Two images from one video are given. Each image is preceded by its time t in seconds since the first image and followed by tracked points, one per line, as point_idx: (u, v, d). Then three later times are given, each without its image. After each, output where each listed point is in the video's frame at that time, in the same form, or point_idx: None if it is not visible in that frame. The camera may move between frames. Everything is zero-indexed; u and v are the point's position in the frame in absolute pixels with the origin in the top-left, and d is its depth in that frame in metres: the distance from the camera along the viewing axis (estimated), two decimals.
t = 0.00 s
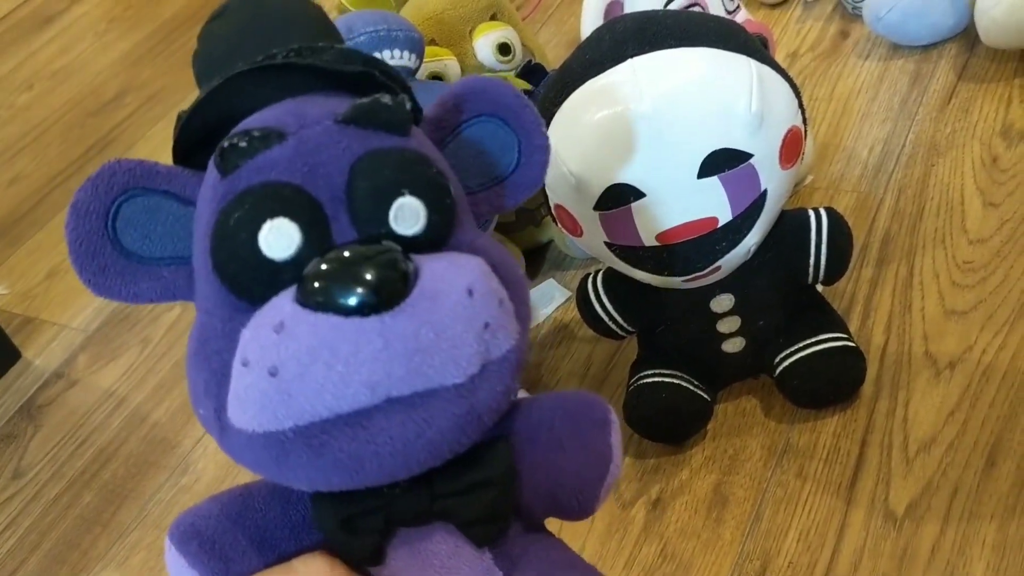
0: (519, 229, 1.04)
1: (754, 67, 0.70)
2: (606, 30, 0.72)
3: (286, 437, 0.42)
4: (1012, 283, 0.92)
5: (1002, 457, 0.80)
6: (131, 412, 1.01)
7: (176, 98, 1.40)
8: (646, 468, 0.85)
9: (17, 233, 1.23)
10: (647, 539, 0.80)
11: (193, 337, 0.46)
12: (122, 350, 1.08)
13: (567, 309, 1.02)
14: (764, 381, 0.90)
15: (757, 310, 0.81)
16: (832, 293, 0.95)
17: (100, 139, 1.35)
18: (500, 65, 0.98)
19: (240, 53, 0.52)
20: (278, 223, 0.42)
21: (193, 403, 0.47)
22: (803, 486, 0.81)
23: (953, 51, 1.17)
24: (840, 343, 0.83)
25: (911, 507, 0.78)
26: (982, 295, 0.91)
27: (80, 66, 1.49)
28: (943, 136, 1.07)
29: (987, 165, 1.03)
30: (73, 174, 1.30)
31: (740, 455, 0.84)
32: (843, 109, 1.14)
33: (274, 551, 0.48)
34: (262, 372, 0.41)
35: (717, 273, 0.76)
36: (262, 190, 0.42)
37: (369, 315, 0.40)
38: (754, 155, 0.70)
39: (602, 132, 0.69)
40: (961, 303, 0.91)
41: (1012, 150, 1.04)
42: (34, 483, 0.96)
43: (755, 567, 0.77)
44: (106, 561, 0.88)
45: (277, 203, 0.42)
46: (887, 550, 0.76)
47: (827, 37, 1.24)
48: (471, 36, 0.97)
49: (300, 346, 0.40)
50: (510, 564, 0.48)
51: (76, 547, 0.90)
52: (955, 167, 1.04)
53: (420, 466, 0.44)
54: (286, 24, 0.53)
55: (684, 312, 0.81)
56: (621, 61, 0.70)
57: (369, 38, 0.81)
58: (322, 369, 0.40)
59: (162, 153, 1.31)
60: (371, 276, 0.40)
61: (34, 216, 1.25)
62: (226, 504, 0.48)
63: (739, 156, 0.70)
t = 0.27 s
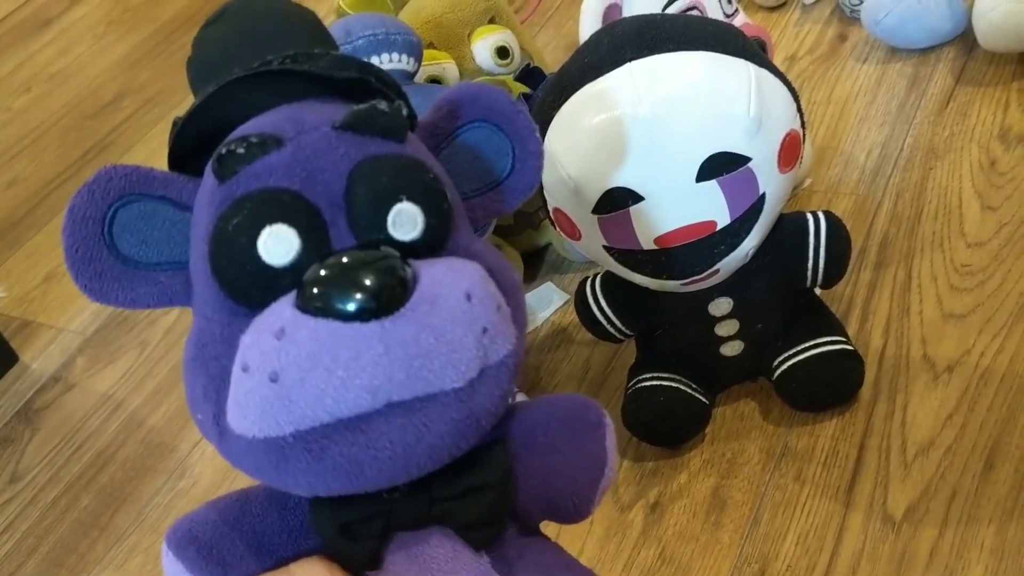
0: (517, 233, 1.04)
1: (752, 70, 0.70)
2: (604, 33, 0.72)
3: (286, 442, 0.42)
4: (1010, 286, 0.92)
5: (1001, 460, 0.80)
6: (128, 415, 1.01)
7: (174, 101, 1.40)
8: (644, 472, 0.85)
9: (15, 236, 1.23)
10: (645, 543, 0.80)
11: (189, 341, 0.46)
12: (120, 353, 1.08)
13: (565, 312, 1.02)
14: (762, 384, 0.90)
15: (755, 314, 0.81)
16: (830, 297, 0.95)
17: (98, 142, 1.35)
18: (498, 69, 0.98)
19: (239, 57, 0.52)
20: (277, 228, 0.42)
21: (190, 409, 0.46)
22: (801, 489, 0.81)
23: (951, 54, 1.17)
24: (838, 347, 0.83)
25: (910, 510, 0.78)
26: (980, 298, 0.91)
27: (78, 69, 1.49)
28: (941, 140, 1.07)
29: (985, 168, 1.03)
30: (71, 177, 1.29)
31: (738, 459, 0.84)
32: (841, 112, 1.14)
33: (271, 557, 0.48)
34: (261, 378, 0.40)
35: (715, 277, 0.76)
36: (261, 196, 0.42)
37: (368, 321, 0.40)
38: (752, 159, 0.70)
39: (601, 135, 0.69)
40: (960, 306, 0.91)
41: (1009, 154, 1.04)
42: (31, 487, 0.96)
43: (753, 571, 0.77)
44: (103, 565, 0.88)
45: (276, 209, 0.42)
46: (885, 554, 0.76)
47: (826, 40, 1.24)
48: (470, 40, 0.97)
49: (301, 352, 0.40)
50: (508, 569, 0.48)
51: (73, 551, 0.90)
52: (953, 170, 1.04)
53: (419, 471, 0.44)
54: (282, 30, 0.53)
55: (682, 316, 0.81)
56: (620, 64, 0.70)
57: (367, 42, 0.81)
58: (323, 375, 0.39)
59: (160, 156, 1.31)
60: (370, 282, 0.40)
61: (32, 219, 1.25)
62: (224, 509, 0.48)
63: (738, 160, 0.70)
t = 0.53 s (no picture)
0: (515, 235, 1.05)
1: (750, 74, 0.70)
2: (602, 37, 0.73)
3: (290, 445, 0.42)
4: (1007, 288, 0.92)
5: (997, 462, 0.80)
6: (128, 418, 1.01)
7: (173, 104, 1.40)
8: (642, 474, 0.86)
9: (14, 239, 1.23)
10: (643, 544, 0.81)
11: (195, 348, 0.46)
12: (119, 355, 1.08)
13: (563, 314, 1.02)
14: (759, 386, 0.90)
15: (753, 316, 0.81)
16: (827, 298, 0.95)
17: (97, 145, 1.35)
18: (497, 72, 0.98)
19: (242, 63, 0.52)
20: (281, 233, 0.42)
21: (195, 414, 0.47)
22: (798, 490, 0.81)
23: (948, 57, 1.18)
24: (835, 349, 0.84)
25: (906, 512, 0.78)
26: (976, 300, 0.92)
27: (77, 72, 1.49)
28: (938, 143, 1.08)
29: (982, 171, 1.04)
30: (70, 180, 1.30)
31: (736, 460, 0.85)
32: (838, 115, 1.14)
33: (273, 558, 0.48)
34: (266, 382, 0.41)
35: (713, 279, 0.77)
36: (266, 201, 0.43)
37: (371, 326, 0.40)
38: (750, 162, 0.70)
39: (599, 139, 0.69)
40: (956, 308, 0.92)
41: (1006, 157, 1.04)
42: (30, 489, 0.96)
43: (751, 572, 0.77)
44: (102, 567, 0.89)
45: (279, 213, 0.42)
46: (882, 555, 0.76)
47: (823, 43, 1.25)
48: (468, 43, 0.98)
49: (305, 356, 0.40)
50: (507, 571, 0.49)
51: (73, 553, 0.90)
52: (950, 173, 1.04)
53: (422, 473, 0.44)
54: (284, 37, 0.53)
55: (679, 318, 0.81)
56: (618, 68, 0.70)
57: (367, 46, 0.81)
58: (326, 379, 0.40)
59: (159, 159, 1.31)
60: (374, 287, 0.40)
61: (31, 222, 1.25)
62: (227, 510, 0.48)
63: (735, 163, 0.70)
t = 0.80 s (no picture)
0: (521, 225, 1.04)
1: (762, 58, 0.69)
2: (613, 20, 0.72)
3: (347, 444, 0.41)
4: (1017, 282, 0.91)
5: (1007, 455, 0.79)
6: (127, 406, 1.00)
7: (176, 94, 1.39)
8: (648, 465, 0.85)
9: (14, 226, 1.22)
10: (648, 536, 0.80)
11: (222, 331, 0.44)
12: (120, 344, 1.07)
13: (569, 305, 1.01)
14: (767, 379, 0.89)
15: (761, 307, 0.81)
16: (836, 291, 0.94)
17: (99, 134, 1.34)
18: (503, 59, 0.98)
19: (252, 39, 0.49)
20: (339, 229, 0.40)
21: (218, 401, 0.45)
22: (806, 483, 0.81)
23: (957, 51, 1.17)
24: (845, 341, 0.83)
25: (916, 505, 0.77)
26: (987, 294, 0.91)
27: (79, 62, 1.48)
28: (947, 136, 1.07)
29: (992, 165, 1.03)
30: (71, 168, 1.29)
31: (743, 452, 0.84)
32: (847, 108, 1.14)
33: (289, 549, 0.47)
34: (330, 378, 0.39)
35: (722, 268, 0.76)
36: (324, 190, 0.40)
37: (437, 327, 0.39)
38: (761, 148, 0.69)
39: (609, 123, 0.68)
40: (966, 301, 0.91)
41: (1015, 151, 1.04)
42: (28, 477, 0.95)
43: (758, 564, 0.76)
44: (101, 556, 0.88)
45: (339, 209, 0.40)
46: (891, 548, 0.75)
47: (831, 37, 1.24)
48: (475, 29, 0.97)
49: (374, 357, 0.39)
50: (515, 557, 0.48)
51: (71, 542, 0.89)
52: (959, 167, 1.03)
53: (461, 467, 0.43)
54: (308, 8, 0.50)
55: (687, 308, 0.80)
56: (628, 51, 0.69)
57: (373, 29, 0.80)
58: (398, 383, 0.39)
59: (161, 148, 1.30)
60: (434, 283, 0.39)
61: (31, 210, 1.24)
62: (240, 497, 0.46)
63: (747, 148, 0.69)
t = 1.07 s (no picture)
0: (522, 225, 1.04)
1: (763, 58, 0.69)
2: (614, 19, 0.72)
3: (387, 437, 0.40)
4: (1017, 281, 0.91)
5: (1007, 454, 0.79)
6: (128, 406, 1.00)
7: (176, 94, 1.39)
8: (649, 464, 0.85)
9: (15, 226, 1.22)
10: (649, 534, 0.80)
11: (225, 323, 0.41)
12: (121, 344, 1.07)
13: (569, 304, 1.01)
14: (768, 377, 0.90)
15: (762, 305, 0.81)
16: (836, 290, 0.95)
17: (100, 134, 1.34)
18: (504, 58, 0.98)
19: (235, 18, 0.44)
20: (363, 216, 0.38)
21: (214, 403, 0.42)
22: (807, 481, 0.81)
23: (957, 51, 1.17)
24: (845, 339, 0.83)
25: (916, 503, 0.78)
26: (987, 293, 0.91)
27: (80, 62, 1.48)
28: (947, 136, 1.07)
29: (992, 164, 1.03)
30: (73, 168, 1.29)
31: (743, 451, 0.84)
32: (847, 108, 1.14)
33: (284, 544, 0.46)
34: (368, 375, 0.39)
35: (723, 267, 0.76)
36: (347, 185, 0.39)
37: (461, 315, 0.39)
38: (762, 147, 0.70)
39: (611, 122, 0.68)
40: (966, 301, 0.91)
41: (1015, 151, 1.04)
42: (29, 477, 0.95)
43: (759, 562, 0.76)
44: (102, 555, 0.88)
45: (360, 196, 0.38)
46: (892, 546, 0.75)
47: (831, 37, 1.24)
48: (476, 29, 0.97)
49: (413, 353, 0.39)
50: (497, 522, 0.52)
51: (72, 541, 0.89)
52: (959, 167, 1.03)
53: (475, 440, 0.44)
54: None
55: (687, 307, 0.81)
56: (630, 50, 0.69)
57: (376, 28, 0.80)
58: (438, 374, 0.39)
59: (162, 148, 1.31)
60: (466, 279, 0.40)
61: (32, 210, 1.24)
62: (230, 494, 0.45)
63: (748, 147, 0.69)
